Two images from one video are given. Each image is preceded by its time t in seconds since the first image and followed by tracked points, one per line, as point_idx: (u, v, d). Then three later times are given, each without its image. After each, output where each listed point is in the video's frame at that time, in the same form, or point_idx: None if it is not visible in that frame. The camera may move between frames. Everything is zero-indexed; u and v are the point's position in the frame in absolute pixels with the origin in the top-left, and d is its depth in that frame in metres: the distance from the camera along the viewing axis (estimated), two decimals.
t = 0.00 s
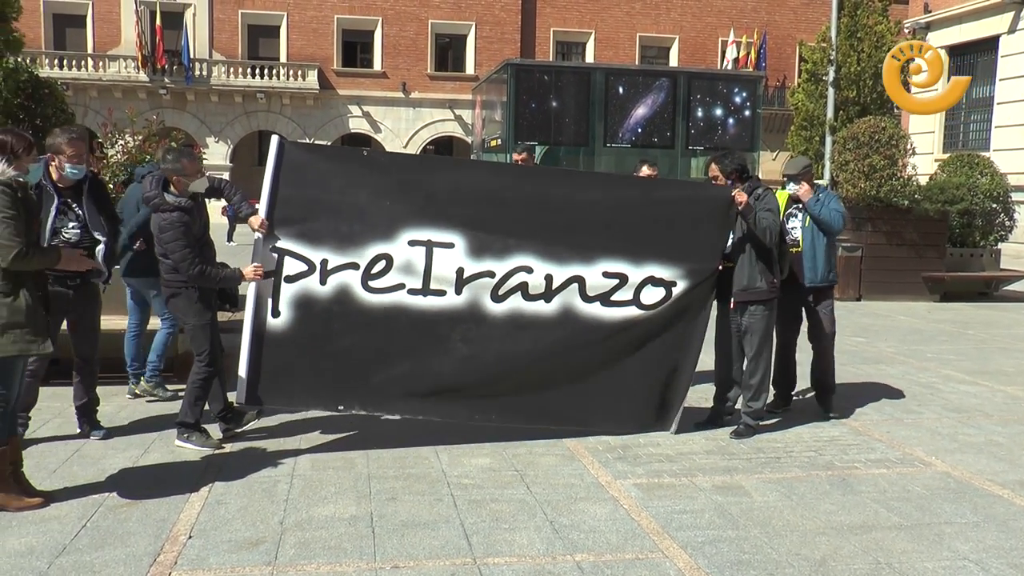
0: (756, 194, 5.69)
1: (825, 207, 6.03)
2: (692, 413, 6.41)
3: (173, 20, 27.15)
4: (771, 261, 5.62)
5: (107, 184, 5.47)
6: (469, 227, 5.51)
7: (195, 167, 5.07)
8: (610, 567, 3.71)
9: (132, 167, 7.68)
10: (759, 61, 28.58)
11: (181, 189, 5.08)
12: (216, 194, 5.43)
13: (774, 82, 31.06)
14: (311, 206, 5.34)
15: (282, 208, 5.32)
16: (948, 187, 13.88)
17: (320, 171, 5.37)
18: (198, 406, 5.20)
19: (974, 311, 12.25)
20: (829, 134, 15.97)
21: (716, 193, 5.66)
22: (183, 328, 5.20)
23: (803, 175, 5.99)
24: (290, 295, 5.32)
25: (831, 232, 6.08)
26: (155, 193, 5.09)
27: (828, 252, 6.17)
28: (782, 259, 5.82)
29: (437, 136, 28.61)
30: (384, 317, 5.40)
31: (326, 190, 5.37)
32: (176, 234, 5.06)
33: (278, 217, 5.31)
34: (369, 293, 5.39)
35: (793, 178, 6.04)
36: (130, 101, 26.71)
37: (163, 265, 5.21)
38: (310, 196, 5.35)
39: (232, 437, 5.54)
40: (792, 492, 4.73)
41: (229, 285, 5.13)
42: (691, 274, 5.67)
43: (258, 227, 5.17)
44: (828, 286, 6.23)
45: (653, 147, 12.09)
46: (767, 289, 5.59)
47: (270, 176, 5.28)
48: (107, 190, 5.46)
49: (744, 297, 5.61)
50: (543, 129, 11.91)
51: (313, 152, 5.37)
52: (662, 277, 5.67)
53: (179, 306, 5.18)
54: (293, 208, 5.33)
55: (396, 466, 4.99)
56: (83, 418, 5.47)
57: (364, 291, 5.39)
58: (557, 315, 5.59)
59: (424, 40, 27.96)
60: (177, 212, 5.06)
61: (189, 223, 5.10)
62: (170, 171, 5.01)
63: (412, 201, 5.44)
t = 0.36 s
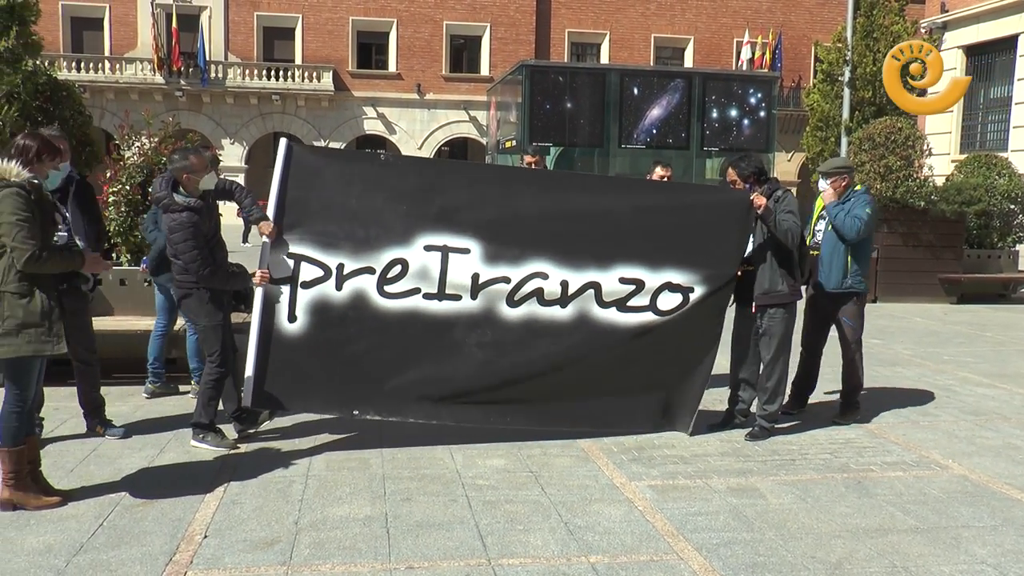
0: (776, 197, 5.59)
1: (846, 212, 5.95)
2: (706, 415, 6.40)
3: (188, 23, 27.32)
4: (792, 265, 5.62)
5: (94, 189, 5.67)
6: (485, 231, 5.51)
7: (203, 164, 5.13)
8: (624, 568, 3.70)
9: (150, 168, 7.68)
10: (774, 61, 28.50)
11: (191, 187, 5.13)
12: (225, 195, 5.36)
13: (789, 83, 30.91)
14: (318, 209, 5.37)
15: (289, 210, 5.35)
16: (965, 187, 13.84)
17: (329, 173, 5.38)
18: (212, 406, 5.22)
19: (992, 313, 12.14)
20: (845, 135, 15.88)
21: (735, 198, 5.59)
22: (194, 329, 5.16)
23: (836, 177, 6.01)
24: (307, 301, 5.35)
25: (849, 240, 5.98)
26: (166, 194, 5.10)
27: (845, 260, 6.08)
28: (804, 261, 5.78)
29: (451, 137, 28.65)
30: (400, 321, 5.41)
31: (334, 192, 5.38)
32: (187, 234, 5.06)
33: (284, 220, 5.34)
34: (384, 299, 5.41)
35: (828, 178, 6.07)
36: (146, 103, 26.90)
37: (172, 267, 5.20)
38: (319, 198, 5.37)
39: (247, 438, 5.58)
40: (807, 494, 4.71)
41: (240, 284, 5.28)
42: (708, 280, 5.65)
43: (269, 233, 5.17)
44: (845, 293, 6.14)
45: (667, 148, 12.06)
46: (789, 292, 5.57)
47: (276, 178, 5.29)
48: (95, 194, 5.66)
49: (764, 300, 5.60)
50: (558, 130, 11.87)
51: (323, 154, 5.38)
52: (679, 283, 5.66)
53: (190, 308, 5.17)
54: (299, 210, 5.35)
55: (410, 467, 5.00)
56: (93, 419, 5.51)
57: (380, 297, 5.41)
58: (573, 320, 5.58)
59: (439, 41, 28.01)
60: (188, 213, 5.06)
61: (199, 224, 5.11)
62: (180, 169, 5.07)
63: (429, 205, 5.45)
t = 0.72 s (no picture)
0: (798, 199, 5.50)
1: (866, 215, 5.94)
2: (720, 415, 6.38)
3: (205, 23, 27.48)
4: (813, 269, 5.52)
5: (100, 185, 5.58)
6: (497, 232, 5.52)
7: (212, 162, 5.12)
8: (640, 568, 3.70)
9: (166, 168, 7.79)
10: (790, 60, 28.38)
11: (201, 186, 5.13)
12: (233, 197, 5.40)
13: (805, 82, 30.74)
14: (324, 209, 5.39)
15: (295, 207, 5.38)
16: (983, 187, 13.24)
17: (339, 173, 5.41)
18: (225, 404, 5.26)
19: (1011, 313, 12.03)
20: (862, 134, 15.77)
21: (749, 200, 5.60)
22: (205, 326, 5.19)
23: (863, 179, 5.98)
24: (320, 301, 5.38)
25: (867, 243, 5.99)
26: (177, 192, 5.13)
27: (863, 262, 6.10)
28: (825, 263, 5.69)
29: (467, 137, 28.68)
30: (412, 322, 5.44)
31: (343, 192, 5.41)
32: (197, 232, 5.08)
33: (288, 218, 5.37)
34: (398, 299, 5.43)
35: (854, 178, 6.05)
36: (163, 104, 27.09)
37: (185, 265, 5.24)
38: (327, 197, 5.40)
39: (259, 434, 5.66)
40: (823, 495, 4.69)
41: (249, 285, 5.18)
42: (720, 284, 5.63)
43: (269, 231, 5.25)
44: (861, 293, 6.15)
45: (684, 147, 12.03)
46: (809, 296, 5.51)
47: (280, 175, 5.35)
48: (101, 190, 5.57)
49: (782, 303, 5.55)
50: (573, 130, 11.83)
51: (335, 153, 5.41)
52: (692, 286, 5.64)
53: (202, 305, 5.20)
54: (310, 208, 5.38)
55: (425, 466, 5.02)
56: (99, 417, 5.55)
57: (392, 297, 5.43)
58: (585, 324, 5.58)
59: (455, 41, 28.06)
60: (197, 211, 5.08)
61: (210, 222, 5.12)
62: (189, 168, 5.07)
63: (442, 205, 5.47)
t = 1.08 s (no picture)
0: (805, 202, 5.49)
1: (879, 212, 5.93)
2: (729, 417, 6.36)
3: (217, 23, 27.58)
4: (822, 271, 5.48)
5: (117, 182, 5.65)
6: (505, 238, 5.54)
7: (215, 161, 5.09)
8: (650, 568, 3.71)
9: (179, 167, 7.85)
10: (802, 60, 28.29)
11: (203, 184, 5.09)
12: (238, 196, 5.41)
13: (817, 82, 30.61)
14: (329, 211, 5.42)
15: (300, 208, 5.40)
16: (997, 187, 13.04)
17: (348, 174, 5.45)
18: (233, 401, 5.30)
19: None
20: (874, 134, 15.70)
21: (756, 208, 5.60)
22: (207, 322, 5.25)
23: (878, 177, 5.97)
24: (327, 303, 5.39)
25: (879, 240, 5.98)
26: (176, 189, 5.09)
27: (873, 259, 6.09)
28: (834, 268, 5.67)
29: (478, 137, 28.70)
30: (418, 326, 5.45)
31: (350, 194, 5.44)
32: (196, 230, 5.07)
33: (293, 219, 5.40)
34: (406, 303, 5.45)
35: (867, 177, 6.05)
36: (174, 103, 27.21)
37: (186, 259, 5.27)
38: (333, 199, 5.42)
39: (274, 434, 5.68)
40: (834, 497, 4.68)
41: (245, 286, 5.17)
42: (729, 293, 5.59)
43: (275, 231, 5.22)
44: (870, 291, 6.15)
45: (695, 147, 12.03)
46: (818, 298, 5.47)
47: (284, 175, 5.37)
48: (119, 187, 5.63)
49: (793, 306, 5.51)
50: (585, 130, 11.81)
51: (346, 158, 5.45)
52: (700, 294, 5.60)
53: (203, 301, 5.22)
54: (320, 213, 5.41)
55: (436, 465, 5.04)
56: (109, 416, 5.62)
57: (399, 301, 5.45)
58: (591, 331, 5.56)
59: (466, 41, 28.09)
60: (198, 209, 5.05)
61: (210, 220, 5.10)
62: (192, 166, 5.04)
63: (452, 210, 5.50)
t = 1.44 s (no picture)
0: (802, 204, 5.47)
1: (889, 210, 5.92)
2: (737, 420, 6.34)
3: (228, 25, 27.69)
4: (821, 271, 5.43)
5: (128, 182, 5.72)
6: (503, 243, 5.54)
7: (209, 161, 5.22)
8: (660, 571, 3.70)
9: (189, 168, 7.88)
10: (812, 62, 28.20)
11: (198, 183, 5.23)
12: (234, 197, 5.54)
13: (827, 83, 30.52)
14: (327, 214, 5.43)
15: (298, 211, 5.42)
16: (1008, 189, 13.24)
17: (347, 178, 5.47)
18: (233, 399, 5.38)
19: None
20: (885, 136, 15.64)
21: (751, 216, 5.57)
22: (196, 322, 5.35)
23: (888, 178, 5.97)
24: (324, 304, 5.37)
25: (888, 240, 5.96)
26: (170, 188, 5.21)
27: (881, 259, 6.06)
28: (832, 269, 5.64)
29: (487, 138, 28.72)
30: (414, 330, 5.42)
31: (349, 197, 5.46)
32: (188, 229, 5.20)
33: (292, 222, 5.40)
34: (402, 305, 5.43)
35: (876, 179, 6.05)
36: (185, 105, 27.32)
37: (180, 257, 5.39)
38: (332, 202, 5.44)
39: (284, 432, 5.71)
40: (844, 500, 4.66)
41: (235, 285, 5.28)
42: (727, 298, 5.56)
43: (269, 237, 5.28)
44: (875, 291, 6.12)
45: (705, 149, 12.02)
46: (819, 300, 5.44)
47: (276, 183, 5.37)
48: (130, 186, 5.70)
49: (794, 310, 5.49)
50: (594, 132, 11.82)
51: (347, 163, 5.49)
52: (697, 299, 5.58)
53: (191, 302, 5.30)
54: (320, 216, 5.42)
55: (445, 466, 5.05)
56: (119, 415, 5.61)
57: (396, 304, 5.42)
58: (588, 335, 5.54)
59: (476, 42, 28.12)
60: (190, 208, 5.18)
61: (203, 219, 5.23)
62: (187, 166, 5.17)
63: (451, 215, 5.52)
